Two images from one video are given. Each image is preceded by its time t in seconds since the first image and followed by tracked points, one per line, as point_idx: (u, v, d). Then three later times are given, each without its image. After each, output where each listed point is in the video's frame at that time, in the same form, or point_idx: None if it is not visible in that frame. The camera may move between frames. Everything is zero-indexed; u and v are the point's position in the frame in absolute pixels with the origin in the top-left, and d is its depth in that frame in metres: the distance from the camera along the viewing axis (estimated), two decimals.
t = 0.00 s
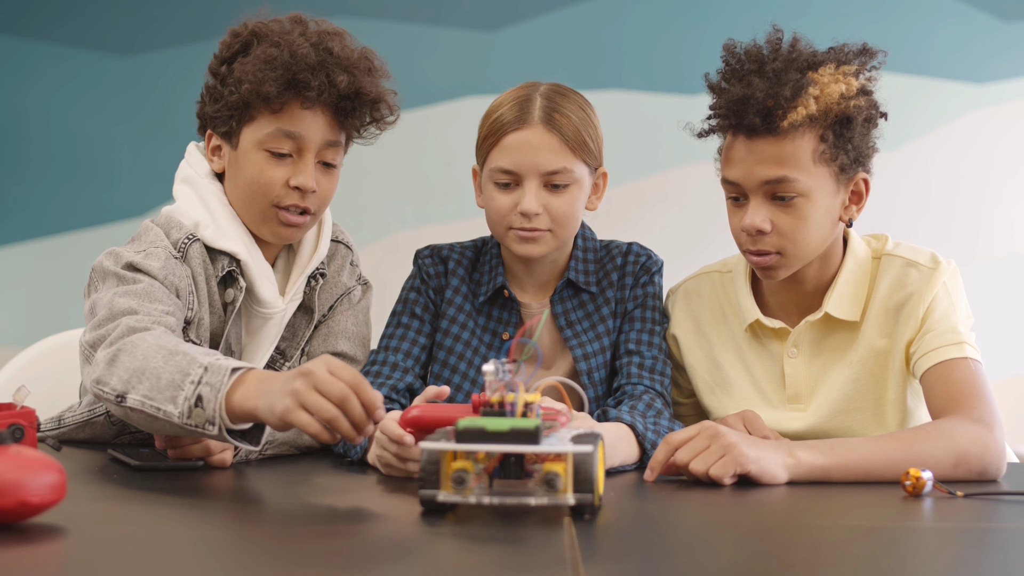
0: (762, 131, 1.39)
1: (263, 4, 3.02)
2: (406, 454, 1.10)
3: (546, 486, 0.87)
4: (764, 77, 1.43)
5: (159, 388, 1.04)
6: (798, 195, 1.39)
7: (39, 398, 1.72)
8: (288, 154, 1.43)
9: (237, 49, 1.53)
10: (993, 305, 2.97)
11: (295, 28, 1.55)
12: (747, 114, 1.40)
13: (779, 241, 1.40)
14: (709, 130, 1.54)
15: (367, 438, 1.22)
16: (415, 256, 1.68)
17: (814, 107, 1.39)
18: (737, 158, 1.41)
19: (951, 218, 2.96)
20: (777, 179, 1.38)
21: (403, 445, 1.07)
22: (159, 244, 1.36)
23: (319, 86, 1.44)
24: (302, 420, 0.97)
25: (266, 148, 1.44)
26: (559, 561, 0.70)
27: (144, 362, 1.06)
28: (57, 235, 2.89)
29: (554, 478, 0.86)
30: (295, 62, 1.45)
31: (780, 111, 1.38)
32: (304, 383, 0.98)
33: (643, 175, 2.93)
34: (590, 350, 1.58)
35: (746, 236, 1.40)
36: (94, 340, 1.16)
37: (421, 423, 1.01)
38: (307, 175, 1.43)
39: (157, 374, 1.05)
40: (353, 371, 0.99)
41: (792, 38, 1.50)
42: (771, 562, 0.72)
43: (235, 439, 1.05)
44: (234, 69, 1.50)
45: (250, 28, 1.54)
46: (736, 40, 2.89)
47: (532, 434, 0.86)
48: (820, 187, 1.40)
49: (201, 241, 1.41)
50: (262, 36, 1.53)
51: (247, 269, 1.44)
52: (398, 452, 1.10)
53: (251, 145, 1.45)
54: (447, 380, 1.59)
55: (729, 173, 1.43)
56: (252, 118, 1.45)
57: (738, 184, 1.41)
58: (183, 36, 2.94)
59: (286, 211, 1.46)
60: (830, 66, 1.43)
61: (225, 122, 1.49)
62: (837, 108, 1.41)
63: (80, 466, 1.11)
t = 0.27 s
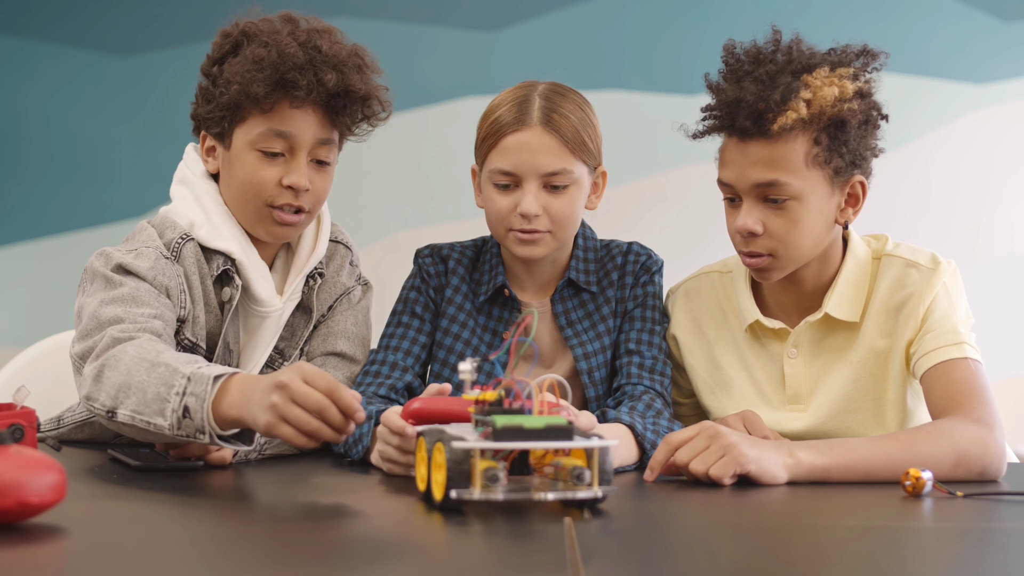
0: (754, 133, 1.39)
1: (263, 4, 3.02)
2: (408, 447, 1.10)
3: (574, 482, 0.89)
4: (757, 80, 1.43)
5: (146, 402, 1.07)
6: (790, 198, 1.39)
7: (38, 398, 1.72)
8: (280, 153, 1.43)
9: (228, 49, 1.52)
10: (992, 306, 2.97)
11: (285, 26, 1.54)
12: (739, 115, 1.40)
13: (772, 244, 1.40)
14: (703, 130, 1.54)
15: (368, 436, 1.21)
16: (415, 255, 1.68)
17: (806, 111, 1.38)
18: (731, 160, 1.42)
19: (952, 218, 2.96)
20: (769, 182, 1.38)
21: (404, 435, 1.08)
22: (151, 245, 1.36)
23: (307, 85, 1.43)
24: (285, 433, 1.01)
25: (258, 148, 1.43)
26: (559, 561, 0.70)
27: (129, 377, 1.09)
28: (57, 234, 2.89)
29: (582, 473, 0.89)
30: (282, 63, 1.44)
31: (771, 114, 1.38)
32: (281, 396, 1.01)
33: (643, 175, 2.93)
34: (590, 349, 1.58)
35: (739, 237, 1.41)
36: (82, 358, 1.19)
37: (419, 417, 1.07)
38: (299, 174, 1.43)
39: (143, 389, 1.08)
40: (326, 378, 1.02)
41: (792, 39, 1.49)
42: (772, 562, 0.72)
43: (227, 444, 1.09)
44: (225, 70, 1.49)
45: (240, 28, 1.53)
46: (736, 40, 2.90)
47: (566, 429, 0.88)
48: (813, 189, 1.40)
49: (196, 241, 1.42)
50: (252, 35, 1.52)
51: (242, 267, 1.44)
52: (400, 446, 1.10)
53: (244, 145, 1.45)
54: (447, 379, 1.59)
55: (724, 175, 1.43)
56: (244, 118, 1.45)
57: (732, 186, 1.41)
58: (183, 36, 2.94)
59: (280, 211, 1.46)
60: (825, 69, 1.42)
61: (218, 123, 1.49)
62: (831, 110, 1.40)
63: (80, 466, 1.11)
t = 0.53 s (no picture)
0: (748, 134, 1.39)
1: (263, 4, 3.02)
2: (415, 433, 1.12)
3: (580, 475, 0.93)
4: (752, 82, 1.43)
5: (139, 407, 1.08)
6: (785, 199, 1.39)
7: (38, 397, 1.72)
8: (273, 153, 1.43)
9: (221, 49, 1.52)
10: (992, 306, 2.98)
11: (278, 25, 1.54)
12: (733, 117, 1.41)
13: (766, 245, 1.40)
14: (699, 133, 1.54)
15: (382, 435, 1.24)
16: (418, 250, 1.69)
17: (799, 112, 1.38)
18: (726, 161, 1.42)
19: (952, 218, 2.96)
20: (763, 184, 1.38)
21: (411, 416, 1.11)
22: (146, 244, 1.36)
23: (298, 85, 1.42)
24: (276, 439, 1.01)
25: (251, 148, 1.43)
26: (560, 561, 0.70)
27: (122, 382, 1.10)
28: (57, 234, 2.89)
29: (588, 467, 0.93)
30: (272, 62, 1.43)
31: (763, 116, 1.38)
32: (273, 403, 1.01)
33: (643, 175, 2.93)
34: (592, 346, 1.58)
35: (735, 237, 1.42)
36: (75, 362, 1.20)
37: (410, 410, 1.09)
38: (293, 173, 1.43)
39: (136, 394, 1.09)
40: (319, 387, 1.02)
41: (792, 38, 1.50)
42: (772, 562, 0.72)
43: (221, 445, 1.10)
44: (217, 70, 1.49)
45: (233, 27, 1.52)
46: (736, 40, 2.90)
47: (579, 425, 0.93)
48: (808, 190, 1.40)
49: (191, 240, 1.42)
50: (244, 34, 1.51)
51: (237, 266, 1.45)
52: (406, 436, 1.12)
53: (237, 145, 1.44)
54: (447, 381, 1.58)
55: (719, 175, 1.43)
56: (237, 119, 1.45)
57: (727, 187, 1.42)
58: (183, 36, 2.94)
59: (275, 210, 1.46)
60: (819, 70, 1.41)
61: (212, 123, 1.49)
62: (825, 112, 1.39)
63: (81, 466, 1.11)
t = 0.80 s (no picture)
0: (745, 134, 1.40)
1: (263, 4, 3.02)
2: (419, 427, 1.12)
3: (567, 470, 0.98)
4: (749, 82, 1.44)
5: (134, 413, 1.09)
6: (783, 200, 1.39)
7: (38, 397, 1.72)
8: (271, 154, 1.43)
9: (218, 49, 1.52)
10: (992, 306, 2.98)
11: (276, 25, 1.53)
12: (730, 118, 1.41)
13: (764, 246, 1.41)
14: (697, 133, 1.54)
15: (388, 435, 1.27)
16: (420, 248, 1.69)
17: (796, 113, 1.38)
18: (725, 161, 1.42)
19: (951, 218, 2.96)
20: (761, 185, 1.38)
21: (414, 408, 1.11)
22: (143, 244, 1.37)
23: (294, 85, 1.42)
24: (256, 439, 1.04)
25: (249, 149, 1.43)
26: (561, 562, 0.70)
27: (117, 388, 1.11)
28: (57, 234, 2.89)
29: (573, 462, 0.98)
30: (269, 63, 1.43)
31: (761, 116, 1.38)
32: (255, 403, 1.05)
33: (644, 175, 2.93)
34: (595, 344, 1.58)
35: (733, 238, 1.42)
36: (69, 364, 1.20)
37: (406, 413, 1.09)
38: (291, 174, 1.43)
39: (130, 400, 1.09)
40: (299, 389, 1.05)
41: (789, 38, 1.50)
42: (773, 562, 0.72)
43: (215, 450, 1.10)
44: (215, 70, 1.49)
45: (230, 27, 1.53)
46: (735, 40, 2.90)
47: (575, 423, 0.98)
48: (806, 190, 1.40)
49: (190, 240, 1.42)
50: (241, 35, 1.51)
51: (236, 267, 1.45)
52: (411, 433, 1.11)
53: (235, 146, 1.44)
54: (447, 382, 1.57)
55: (718, 176, 1.44)
56: (235, 119, 1.45)
57: (726, 188, 1.42)
58: (183, 36, 2.95)
59: (273, 211, 1.46)
60: (817, 70, 1.41)
61: (210, 124, 1.49)
62: (823, 112, 1.39)
63: (82, 466, 1.11)
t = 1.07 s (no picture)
0: (743, 134, 1.40)
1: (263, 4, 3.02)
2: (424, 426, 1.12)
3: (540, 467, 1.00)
4: (746, 82, 1.44)
5: (111, 405, 1.09)
6: (781, 199, 1.39)
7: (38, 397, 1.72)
8: (270, 155, 1.42)
9: (220, 49, 1.52)
10: (992, 306, 2.98)
11: (278, 25, 1.53)
12: (728, 117, 1.42)
13: (763, 245, 1.41)
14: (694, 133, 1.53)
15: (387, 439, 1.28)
16: (421, 246, 1.69)
17: (793, 112, 1.38)
18: (725, 161, 1.42)
19: (951, 218, 2.96)
20: (759, 184, 1.38)
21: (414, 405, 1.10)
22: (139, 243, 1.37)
23: (294, 88, 1.42)
24: (229, 408, 1.03)
25: (248, 150, 1.43)
26: (561, 563, 0.70)
27: (94, 378, 1.11)
28: (57, 234, 2.89)
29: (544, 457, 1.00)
30: (268, 65, 1.43)
31: (757, 116, 1.39)
32: (226, 373, 1.04)
33: (644, 175, 2.93)
34: (596, 344, 1.59)
35: (732, 238, 1.42)
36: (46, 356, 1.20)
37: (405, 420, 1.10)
38: (290, 176, 1.43)
39: (108, 392, 1.10)
40: (267, 351, 1.05)
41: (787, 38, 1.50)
42: (772, 562, 0.72)
43: (189, 451, 1.10)
44: (216, 71, 1.49)
45: (232, 27, 1.53)
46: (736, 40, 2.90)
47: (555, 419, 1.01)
48: (804, 189, 1.40)
49: (188, 239, 1.42)
50: (242, 35, 1.51)
51: (234, 267, 1.45)
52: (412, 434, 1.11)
53: (234, 148, 1.44)
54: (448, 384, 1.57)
55: (717, 176, 1.44)
56: (235, 121, 1.44)
57: (725, 188, 1.42)
58: (183, 36, 2.95)
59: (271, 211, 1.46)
60: (813, 69, 1.42)
61: (210, 124, 1.49)
62: (820, 110, 1.39)
63: (82, 465, 1.11)
